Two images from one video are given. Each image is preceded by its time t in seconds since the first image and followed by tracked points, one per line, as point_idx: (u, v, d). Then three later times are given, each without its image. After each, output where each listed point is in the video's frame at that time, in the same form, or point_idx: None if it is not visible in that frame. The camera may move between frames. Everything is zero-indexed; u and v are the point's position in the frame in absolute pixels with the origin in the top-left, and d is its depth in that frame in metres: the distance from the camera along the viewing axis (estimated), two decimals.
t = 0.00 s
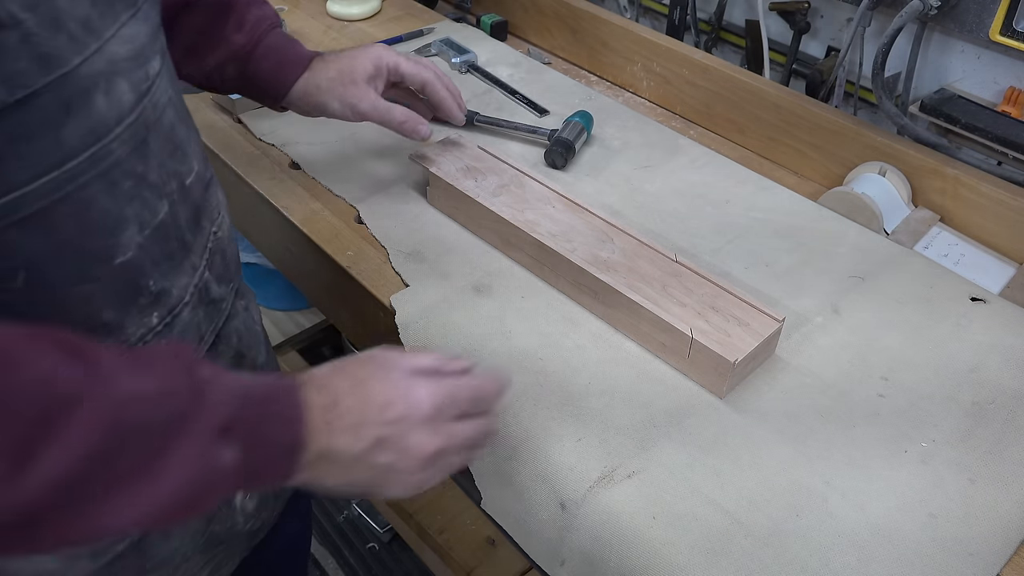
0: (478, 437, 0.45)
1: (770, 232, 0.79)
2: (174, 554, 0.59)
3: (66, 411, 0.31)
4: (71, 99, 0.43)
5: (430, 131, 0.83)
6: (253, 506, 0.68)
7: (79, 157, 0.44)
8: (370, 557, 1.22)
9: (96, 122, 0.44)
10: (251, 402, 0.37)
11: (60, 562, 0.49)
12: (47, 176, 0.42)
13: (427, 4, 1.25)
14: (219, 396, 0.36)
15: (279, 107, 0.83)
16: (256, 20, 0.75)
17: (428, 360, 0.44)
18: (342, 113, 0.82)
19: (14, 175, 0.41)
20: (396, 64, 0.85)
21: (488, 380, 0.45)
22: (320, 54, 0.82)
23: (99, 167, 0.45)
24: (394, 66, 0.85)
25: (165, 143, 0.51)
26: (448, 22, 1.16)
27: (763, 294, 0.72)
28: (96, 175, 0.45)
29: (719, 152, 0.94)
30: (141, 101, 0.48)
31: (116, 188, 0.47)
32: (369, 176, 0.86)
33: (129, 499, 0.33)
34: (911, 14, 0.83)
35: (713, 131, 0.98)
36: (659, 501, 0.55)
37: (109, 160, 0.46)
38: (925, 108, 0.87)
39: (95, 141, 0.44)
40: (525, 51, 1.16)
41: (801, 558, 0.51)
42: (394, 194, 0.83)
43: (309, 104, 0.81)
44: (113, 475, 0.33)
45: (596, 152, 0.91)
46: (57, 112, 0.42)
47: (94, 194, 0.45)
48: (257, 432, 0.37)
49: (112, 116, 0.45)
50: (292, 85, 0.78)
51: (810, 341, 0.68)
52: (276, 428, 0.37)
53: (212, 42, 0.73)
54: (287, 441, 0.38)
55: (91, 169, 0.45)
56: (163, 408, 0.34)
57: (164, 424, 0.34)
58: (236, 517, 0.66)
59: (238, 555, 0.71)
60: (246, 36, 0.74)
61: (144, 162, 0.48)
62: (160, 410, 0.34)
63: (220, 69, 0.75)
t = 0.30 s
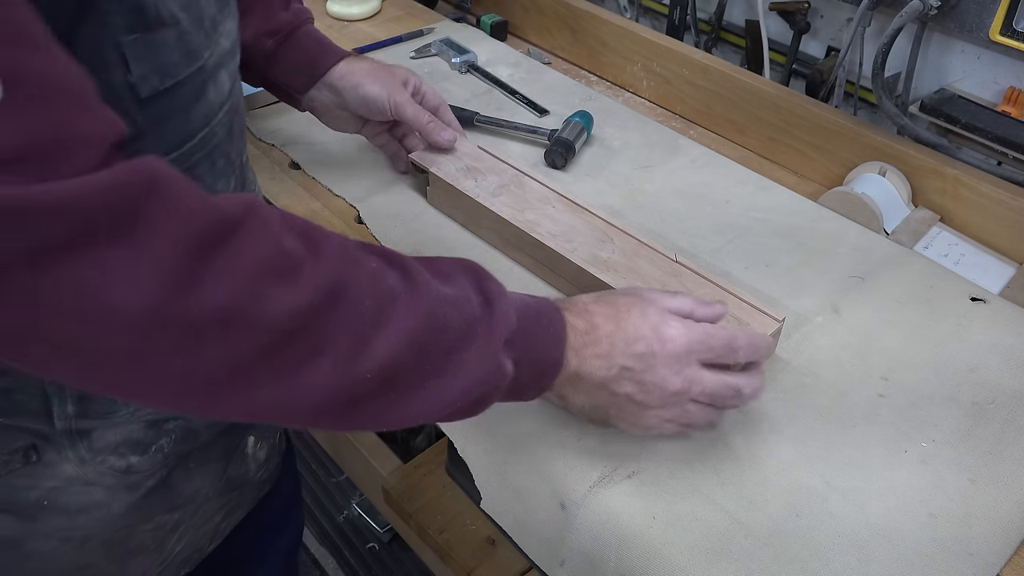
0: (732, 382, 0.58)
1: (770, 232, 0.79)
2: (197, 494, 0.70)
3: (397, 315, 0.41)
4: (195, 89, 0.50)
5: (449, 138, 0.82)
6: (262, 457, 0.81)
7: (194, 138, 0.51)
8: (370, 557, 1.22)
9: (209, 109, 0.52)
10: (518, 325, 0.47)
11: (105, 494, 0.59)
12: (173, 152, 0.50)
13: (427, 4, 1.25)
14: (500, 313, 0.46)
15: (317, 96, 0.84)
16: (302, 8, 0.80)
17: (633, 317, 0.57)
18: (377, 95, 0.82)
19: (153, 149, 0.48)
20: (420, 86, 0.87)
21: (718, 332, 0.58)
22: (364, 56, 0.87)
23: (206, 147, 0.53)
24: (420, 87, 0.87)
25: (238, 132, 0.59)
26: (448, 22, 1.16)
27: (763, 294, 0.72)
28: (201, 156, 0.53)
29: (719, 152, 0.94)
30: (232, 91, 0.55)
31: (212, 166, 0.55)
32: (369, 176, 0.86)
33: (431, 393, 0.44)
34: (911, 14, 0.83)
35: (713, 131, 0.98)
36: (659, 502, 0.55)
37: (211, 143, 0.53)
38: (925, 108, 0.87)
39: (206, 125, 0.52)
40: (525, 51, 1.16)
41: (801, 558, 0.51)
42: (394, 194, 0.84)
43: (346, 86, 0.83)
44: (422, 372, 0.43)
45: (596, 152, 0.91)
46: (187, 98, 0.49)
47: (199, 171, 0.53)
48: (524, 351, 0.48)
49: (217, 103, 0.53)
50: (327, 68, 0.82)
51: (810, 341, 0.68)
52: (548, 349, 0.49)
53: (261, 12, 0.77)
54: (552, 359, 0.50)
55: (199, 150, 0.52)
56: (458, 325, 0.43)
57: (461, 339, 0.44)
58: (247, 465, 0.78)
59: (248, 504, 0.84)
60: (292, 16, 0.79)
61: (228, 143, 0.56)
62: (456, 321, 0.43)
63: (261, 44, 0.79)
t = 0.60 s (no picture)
0: (736, 401, 0.57)
1: (770, 232, 0.79)
2: (207, 481, 0.70)
3: (422, 323, 0.43)
4: (242, 95, 0.54)
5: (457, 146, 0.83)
6: (265, 447, 0.82)
7: (235, 141, 0.55)
8: (370, 557, 1.22)
9: (250, 114, 0.56)
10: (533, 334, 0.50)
11: (117, 477, 0.59)
12: (217, 154, 0.54)
13: (427, 4, 1.25)
14: (520, 322, 0.48)
15: (335, 90, 0.85)
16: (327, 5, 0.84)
17: (646, 333, 0.56)
18: (393, 93, 0.83)
19: (202, 151, 0.52)
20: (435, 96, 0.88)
21: (727, 354, 0.57)
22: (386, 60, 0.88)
23: (244, 150, 0.57)
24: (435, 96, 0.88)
25: (267, 136, 0.63)
26: (448, 22, 1.16)
27: (763, 294, 0.72)
28: (239, 157, 0.57)
29: (719, 152, 0.94)
30: (267, 95, 0.60)
31: (247, 167, 0.59)
32: (369, 177, 0.86)
33: (451, 398, 0.46)
34: (911, 14, 0.83)
35: (713, 131, 0.98)
36: (658, 502, 0.55)
37: (249, 145, 0.57)
38: (924, 108, 0.87)
39: (247, 129, 0.56)
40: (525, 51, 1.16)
41: (801, 558, 0.51)
42: (395, 194, 0.84)
43: (364, 80, 0.84)
44: (441, 379, 0.45)
45: (596, 152, 0.91)
46: (235, 105, 0.53)
47: (236, 171, 0.57)
48: (538, 357, 0.51)
49: (257, 108, 0.57)
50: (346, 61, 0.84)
51: (809, 341, 0.68)
52: (563, 357, 0.52)
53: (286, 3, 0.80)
54: (566, 367, 0.53)
55: (238, 152, 0.56)
56: (479, 334, 0.46)
57: (480, 346, 0.46)
58: (253, 454, 0.78)
59: (251, 494, 0.83)
60: (315, 10, 0.82)
61: (259, 143, 0.60)
62: (477, 329, 0.45)
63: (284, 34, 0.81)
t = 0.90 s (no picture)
0: (738, 401, 0.57)
1: (770, 232, 0.79)
2: (209, 478, 0.70)
3: (423, 326, 0.43)
4: (248, 99, 0.54)
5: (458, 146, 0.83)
6: (268, 445, 0.82)
7: (241, 145, 0.55)
8: (370, 557, 1.22)
9: (256, 118, 0.56)
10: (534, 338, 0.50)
11: (118, 473, 0.59)
12: (222, 158, 0.54)
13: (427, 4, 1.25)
14: (521, 326, 0.48)
15: (339, 88, 0.86)
16: (331, 2, 0.84)
17: (645, 337, 0.57)
18: (396, 91, 0.83)
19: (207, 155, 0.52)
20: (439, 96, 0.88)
21: (726, 353, 0.57)
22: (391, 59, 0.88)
23: (249, 154, 0.57)
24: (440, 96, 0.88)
25: (272, 139, 0.63)
26: (448, 22, 1.16)
27: (763, 294, 0.72)
28: (245, 160, 0.57)
29: (719, 152, 0.94)
30: (273, 99, 0.60)
31: (253, 170, 0.59)
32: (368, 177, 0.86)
33: (451, 401, 0.46)
34: (911, 14, 0.83)
35: (713, 131, 0.98)
36: (658, 501, 0.55)
37: (254, 148, 0.57)
38: (925, 108, 0.87)
39: (252, 133, 0.56)
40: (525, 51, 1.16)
41: (801, 558, 0.51)
42: (395, 194, 0.84)
43: (367, 78, 0.84)
44: (442, 382, 0.45)
45: (596, 152, 0.91)
46: (241, 108, 0.53)
47: (241, 175, 0.57)
48: (539, 361, 0.51)
49: (262, 112, 0.57)
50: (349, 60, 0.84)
51: (809, 341, 0.68)
52: (564, 362, 0.52)
53: (289, 1, 0.80)
54: (566, 372, 0.53)
55: (243, 156, 0.56)
56: (479, 337, 0.46)
57: (481, 350, 0.46)
58: (255, 452, 0.78)
59: (253, 493, 0.83)
60: (320, 9, 0.82)
61: (264, 147, 0.60)
62: (477, 333, 0.46)
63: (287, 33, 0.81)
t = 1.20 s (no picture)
0: (736, 399, 0.57)
1: (770, 232, 0.79)
2: (206, 478, 0.71)
3: (425, 325, 0.43)
4: (246, 100, 0.54)
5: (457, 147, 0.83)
6: (266, 445, 0.82)
7: (237, 145, 0.55)
8: (370, 557, 1.22)
9: (253, 118, 0.56)
10: (534, 339, 0.50)
11: (113, 472, 0.59)
12: (218, 158, 0.54)
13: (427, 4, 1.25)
14: (522, 326, 0.48)
15: (339, 89, 0.86)
16: (331, 4, 0.84)
17: (643, 338, 0.57)
18: (395, 92, 0.83)
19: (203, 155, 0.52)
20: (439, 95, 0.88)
21: (723, 351, 0.57)
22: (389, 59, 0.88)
23: (246, 154, 0.57)
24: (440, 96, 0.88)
25: (269, 140, 0.63)
26: (448, 22, 1.16)
27: (763, 294, 0.72)
28: (241, 161, 0.57)
29: (719, 152, 0.94)
30: (270, 101, 0.60)
31: (249, 170, 0.59)
32: (367, 177, 0.86)
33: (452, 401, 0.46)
34: (911, 14, 0.83)
35: (713, 131, 0.98)
36: (658, 501, 0.55)
37: (251, 149, 0.58)
38: (925, 108, 0.87)
39: (249, 133, 0.56)
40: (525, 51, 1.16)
41: (801, 558, 0.51)
42: (395, 194, 0.84)
43: (367, 79, 0.84)
44: (443, 381, 0.45)
45: (596, 151, 0.91)
46: (238, 109, 0.53)
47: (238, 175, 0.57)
48: (539, 363, 0.51)
49: (260, 112, 0.57)
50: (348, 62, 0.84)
51: (809, 341, 0.68)
52: (563, 363, 0.52)
53: (289, 3, 0.80)
54: (566, 373, 0.53)
55: (240, 156, 0.56)
56: (480, 337, 0.46)
57: (482, 349, 0.46)
58: (253, 452, 0.78)
59: (251, 493, 0.83)
60: (319, 10, 0.82)
61: (262, 147, 0.60)
62: (479, 333, 0.46)
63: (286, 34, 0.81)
